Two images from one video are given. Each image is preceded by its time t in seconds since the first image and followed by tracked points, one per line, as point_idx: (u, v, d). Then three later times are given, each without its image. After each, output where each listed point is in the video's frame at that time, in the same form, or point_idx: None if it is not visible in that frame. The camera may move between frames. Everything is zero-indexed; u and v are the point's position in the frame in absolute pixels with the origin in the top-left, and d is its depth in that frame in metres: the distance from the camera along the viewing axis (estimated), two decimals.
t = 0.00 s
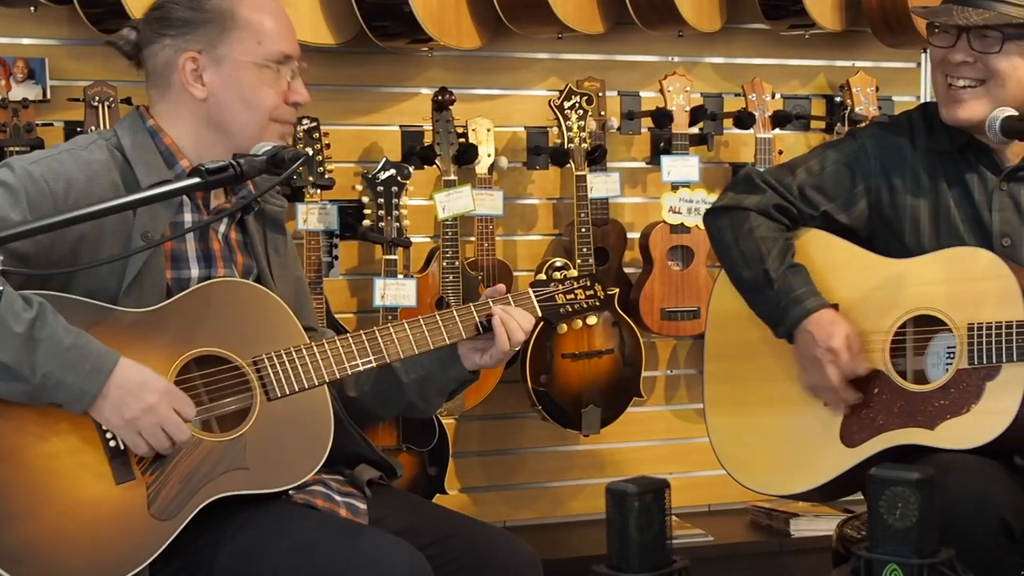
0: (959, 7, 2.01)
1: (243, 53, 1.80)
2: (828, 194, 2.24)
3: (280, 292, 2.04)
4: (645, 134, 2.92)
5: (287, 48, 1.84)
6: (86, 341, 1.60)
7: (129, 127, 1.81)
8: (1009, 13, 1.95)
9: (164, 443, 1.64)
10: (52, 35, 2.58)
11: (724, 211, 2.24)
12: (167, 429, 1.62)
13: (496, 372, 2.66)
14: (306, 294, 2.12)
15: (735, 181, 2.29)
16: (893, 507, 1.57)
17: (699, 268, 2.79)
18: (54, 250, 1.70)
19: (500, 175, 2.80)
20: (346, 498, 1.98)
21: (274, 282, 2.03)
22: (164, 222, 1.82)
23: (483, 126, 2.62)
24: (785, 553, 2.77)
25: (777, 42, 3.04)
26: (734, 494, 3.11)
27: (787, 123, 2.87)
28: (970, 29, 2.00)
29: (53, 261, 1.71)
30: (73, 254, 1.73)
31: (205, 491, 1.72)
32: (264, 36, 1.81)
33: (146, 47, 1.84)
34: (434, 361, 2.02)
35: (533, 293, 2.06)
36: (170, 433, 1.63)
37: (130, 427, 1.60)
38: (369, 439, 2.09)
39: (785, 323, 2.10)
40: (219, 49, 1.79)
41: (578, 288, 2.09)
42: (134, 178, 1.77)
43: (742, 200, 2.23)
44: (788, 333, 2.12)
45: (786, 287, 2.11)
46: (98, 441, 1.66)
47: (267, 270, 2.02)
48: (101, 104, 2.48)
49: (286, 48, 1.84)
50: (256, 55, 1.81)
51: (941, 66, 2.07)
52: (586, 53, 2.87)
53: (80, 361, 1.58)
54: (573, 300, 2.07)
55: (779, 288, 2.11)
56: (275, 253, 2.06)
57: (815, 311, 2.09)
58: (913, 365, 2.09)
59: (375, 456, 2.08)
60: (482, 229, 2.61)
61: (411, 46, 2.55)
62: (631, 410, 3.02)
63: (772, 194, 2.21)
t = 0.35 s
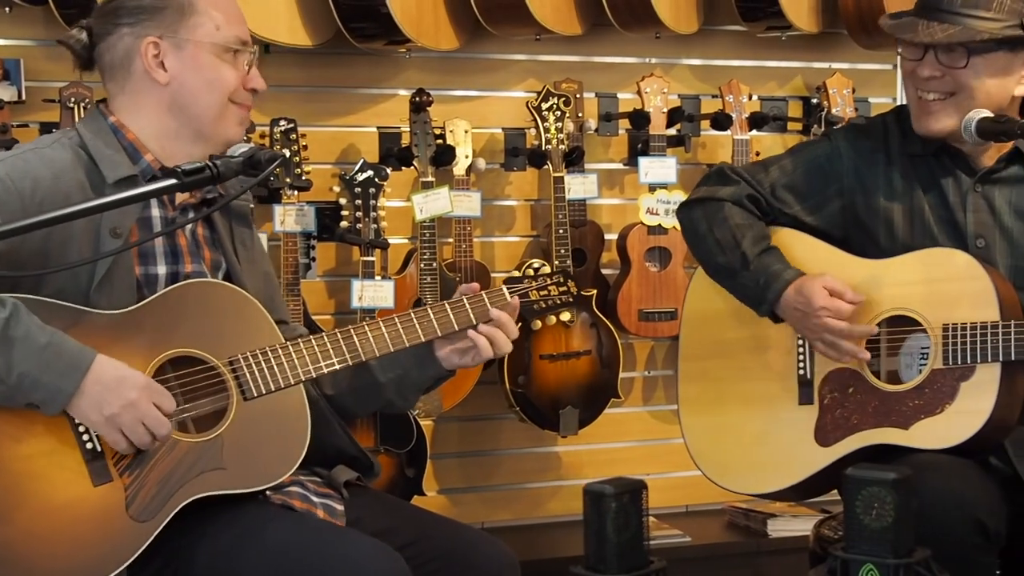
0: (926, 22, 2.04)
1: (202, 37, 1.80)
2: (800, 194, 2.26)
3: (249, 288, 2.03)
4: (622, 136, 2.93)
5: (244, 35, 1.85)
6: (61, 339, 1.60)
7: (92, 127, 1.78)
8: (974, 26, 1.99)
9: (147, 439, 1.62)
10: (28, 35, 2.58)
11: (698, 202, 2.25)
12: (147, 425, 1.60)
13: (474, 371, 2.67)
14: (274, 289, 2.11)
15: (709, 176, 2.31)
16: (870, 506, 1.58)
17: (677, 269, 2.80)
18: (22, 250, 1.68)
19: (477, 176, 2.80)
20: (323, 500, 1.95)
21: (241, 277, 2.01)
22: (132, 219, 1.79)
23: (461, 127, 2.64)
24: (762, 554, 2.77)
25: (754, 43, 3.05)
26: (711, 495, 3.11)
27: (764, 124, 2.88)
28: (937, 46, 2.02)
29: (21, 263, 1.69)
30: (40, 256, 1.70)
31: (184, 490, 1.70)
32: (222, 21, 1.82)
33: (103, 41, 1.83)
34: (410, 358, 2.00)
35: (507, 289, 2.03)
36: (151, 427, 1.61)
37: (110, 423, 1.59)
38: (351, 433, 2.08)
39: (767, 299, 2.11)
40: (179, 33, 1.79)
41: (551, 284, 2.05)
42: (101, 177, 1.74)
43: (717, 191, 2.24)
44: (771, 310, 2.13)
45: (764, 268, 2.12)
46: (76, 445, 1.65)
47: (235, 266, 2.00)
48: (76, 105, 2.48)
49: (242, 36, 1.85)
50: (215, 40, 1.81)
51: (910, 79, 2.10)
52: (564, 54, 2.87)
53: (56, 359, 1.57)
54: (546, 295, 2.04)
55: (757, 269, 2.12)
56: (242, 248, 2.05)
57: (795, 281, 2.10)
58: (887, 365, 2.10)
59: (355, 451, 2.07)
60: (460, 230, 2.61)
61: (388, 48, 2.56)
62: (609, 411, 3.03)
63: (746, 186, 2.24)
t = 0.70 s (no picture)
0: (913, 41, 2.01)
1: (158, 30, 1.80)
2: (777, 202, 2.28)
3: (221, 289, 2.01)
4: (597, 137, 2.94)
5: (202, 29, 1.85)
6: (42, 317, 1.58)
7: (61, 125, 1.77)
8: (962, 42, 1.97)
9: (143, 403, 1.61)
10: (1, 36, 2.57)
11: (671, 219, 2.28)
12: (142, 389, 1.60)
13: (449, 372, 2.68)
14: (246, 287, 2.10)
15: (684, 190, 2.33)
16: (844, 506, 1.58)
17: (652, 271, 2.81)
18: None
19: (452, 178, 2.80)
20: (298, 502, 1.94)
21: (214, 277, 2.00)
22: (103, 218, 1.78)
23: (436, 128, 2.65)
24: (737, 554, 2.78)
25: (729, 45, 3.06)
26: (687, 496, 3.12)
27: (739, 126, 2.89)
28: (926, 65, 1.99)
29: None
30: (11, 255, 1.68)
31: (160, 490, 1.68)
32: (178, 14, 1.81)
33: (58, 38, 1.82)
34: (385, 361, 1.99)
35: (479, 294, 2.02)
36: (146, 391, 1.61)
37: (104, 391, 1.58)
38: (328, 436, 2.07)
39: (711, 337, 2.15)
40: (135, 27, 1.78)
41: (525, 291, 2.06)
42: (70, 174, 1.73)
43: (689, 210, 2.27)
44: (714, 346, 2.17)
45: (718, 303, 2.16)
46: (52, 444, 1.63)
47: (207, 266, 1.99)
48: (50, 106, 2.47)
49: (198, 28, 1.84)
50: (171, 32, 1.81)
51: (895, 94, 2.06)
52: (539, 56, 2.88)
53: (39, 337, 1.56)
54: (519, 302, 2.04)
55: (710, 303, 2.17)
56: (213, 248, 2.03)
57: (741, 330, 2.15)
58: (862, 367, 2.10)
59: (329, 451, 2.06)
60: (435, 231, 2.63)
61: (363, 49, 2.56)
62: (584, 412, 3.03)
63: (719, 207, 2.26)
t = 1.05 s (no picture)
0: (913, 24, 2.00)
1: (80, 22, 1.74)
2: (748, 201, 2.27)
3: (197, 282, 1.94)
4: (571, 138, 2.93)
5: (127, 7, 1.78)
6: None
7: (19, 125, 1.76)
8: (965, 23, 1.99)
9: (68, 474, 1.58)
10: None
11: (646, 215, 2.27)
12: (72, 460, 1.57)
13: (423, 372, 2.66)
14: (219, 279, 2.04)
15: (656, 185, 2.33)
16: (817, 507, 1.58)
17: (626, 272, 2.81)
18: None
19: (426, 178, 2.80)
20: (271, 504, 1.91)
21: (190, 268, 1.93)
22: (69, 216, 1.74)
23: (409, 129, 2.64)
24: (712, 555, 2.79)
25: (703, 45, 3.06)
26: (661, 497, 3.12)
27: (712, 127, 2.90)
28: (926, 46, 2.00)
29: None
30: None
31: (128, 496, 1.65)
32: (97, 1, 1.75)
33: None
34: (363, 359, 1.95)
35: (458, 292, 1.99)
36: (75, 463, 1.58)
37: (34, 453, 1.55)
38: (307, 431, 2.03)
39: (715, 320, 2.13)
40: (57, 24, 1.73)
41: (505, 287, 2.02)
42: (31, 173, 1.72)
43: (664, 203, 2.25)
44: (719, 329, 2.15)
45: (713, 286, 2.15)
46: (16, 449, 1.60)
47: (180, 258, 1.92)
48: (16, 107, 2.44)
49: (124, 7, 1.77)
50: (95, 21, 1.75)
51: (886, 83, 2.06)
52: (513, 56, 2.87)
53: None
54: (499, 298, 2.00)
55: (707, 286, 2.15)
56: (183, 238, 1.98)
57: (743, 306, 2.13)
58: (836, 367, 2.09)
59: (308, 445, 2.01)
60: (409, 233, 2.62)
61: (336, 49, 2.55)
62: (559, 413, 3.02)
63: (693, 197, 2.25)
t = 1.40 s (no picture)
0: (850, 44, 2.04)
1: (75, 45, 1.76)
2: (723, 202, 2.26)
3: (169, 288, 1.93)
4: (543, 139, 2.94)
5: (127, 37, 1.80)
6: None
7: None
8: (898, 44, 1.99)
9: (72, 426, 1.62)
10: None
11: (621, 215, 2.26)
12: (69, 409, 1.61)
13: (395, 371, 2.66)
14: (193, 283, 2.02)
15: (631, 186, 2.32)
16: (788, 506, 1.59)
17: (598, 273, 2.85)
18: None
19: (398, 180, 2.80)
20: (243, 508, 1.89)
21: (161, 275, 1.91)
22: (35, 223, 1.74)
23: (381, 130, 2.65)
24: (685, 555, 2.80)
25: (675, 47, 3.07)
26: (633, 497, 3.13)
27: (683, 129, 2.92)
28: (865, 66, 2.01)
29: None
30: None
31: (92, 502, 1.64)
32: (96, 27, 1.76)
33: None
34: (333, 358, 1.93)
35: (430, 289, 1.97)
36: (74, 414, 1.61)
37: (33, 417, 1.58)
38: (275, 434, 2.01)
39: (695, 319, 2.12)
40: (51, 42, 1.75)
41: (478, 282, 2.02)
42: None
43: (639, 204, 2.25)
44: (700, 328, 2.14)
45: (693, 285, 2.14)
46: None
47: (151, 263, 1.91)
48: None
49: (124, 37, 1.79)
50: (91, 45, 1.76)
51: (836, 97, 2.08)
52: (485, 58, 2.88)
53: None
54: (472, 293, 2.00)
55: (686, 286, 2.14)
56: (158, 243, 1.95)
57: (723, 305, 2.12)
58: (809, 367, 2.11)
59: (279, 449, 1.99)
60: (381, 235, 2.63)
61: (308, 51, 2.55)
62: (532, 415, 3.03)
63: (669, 198, 2.24)
